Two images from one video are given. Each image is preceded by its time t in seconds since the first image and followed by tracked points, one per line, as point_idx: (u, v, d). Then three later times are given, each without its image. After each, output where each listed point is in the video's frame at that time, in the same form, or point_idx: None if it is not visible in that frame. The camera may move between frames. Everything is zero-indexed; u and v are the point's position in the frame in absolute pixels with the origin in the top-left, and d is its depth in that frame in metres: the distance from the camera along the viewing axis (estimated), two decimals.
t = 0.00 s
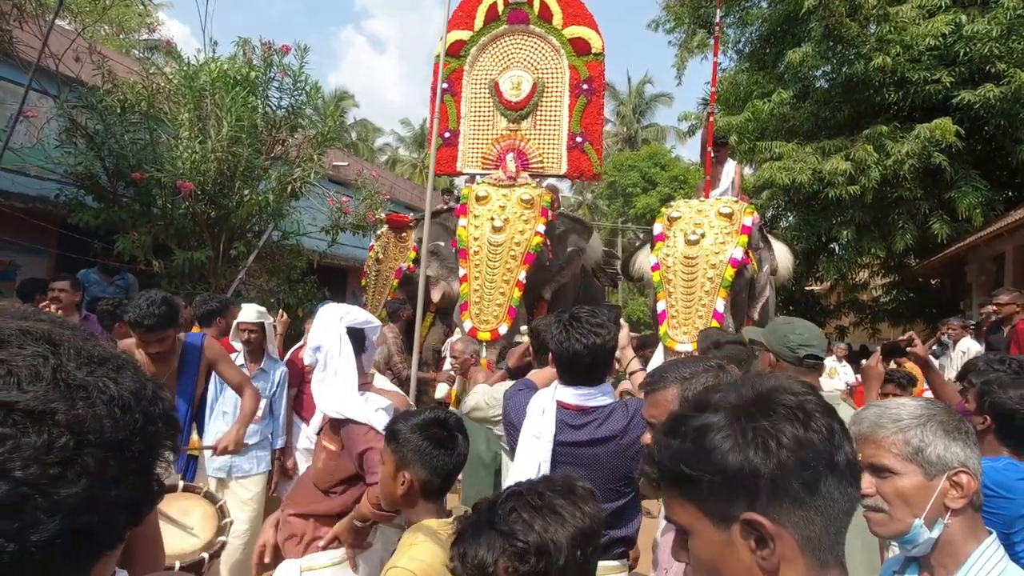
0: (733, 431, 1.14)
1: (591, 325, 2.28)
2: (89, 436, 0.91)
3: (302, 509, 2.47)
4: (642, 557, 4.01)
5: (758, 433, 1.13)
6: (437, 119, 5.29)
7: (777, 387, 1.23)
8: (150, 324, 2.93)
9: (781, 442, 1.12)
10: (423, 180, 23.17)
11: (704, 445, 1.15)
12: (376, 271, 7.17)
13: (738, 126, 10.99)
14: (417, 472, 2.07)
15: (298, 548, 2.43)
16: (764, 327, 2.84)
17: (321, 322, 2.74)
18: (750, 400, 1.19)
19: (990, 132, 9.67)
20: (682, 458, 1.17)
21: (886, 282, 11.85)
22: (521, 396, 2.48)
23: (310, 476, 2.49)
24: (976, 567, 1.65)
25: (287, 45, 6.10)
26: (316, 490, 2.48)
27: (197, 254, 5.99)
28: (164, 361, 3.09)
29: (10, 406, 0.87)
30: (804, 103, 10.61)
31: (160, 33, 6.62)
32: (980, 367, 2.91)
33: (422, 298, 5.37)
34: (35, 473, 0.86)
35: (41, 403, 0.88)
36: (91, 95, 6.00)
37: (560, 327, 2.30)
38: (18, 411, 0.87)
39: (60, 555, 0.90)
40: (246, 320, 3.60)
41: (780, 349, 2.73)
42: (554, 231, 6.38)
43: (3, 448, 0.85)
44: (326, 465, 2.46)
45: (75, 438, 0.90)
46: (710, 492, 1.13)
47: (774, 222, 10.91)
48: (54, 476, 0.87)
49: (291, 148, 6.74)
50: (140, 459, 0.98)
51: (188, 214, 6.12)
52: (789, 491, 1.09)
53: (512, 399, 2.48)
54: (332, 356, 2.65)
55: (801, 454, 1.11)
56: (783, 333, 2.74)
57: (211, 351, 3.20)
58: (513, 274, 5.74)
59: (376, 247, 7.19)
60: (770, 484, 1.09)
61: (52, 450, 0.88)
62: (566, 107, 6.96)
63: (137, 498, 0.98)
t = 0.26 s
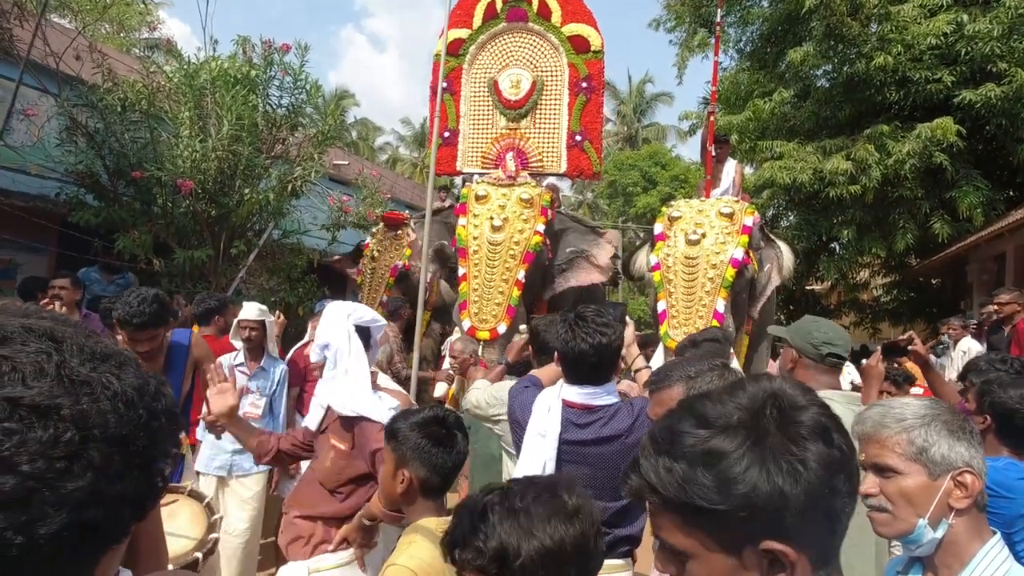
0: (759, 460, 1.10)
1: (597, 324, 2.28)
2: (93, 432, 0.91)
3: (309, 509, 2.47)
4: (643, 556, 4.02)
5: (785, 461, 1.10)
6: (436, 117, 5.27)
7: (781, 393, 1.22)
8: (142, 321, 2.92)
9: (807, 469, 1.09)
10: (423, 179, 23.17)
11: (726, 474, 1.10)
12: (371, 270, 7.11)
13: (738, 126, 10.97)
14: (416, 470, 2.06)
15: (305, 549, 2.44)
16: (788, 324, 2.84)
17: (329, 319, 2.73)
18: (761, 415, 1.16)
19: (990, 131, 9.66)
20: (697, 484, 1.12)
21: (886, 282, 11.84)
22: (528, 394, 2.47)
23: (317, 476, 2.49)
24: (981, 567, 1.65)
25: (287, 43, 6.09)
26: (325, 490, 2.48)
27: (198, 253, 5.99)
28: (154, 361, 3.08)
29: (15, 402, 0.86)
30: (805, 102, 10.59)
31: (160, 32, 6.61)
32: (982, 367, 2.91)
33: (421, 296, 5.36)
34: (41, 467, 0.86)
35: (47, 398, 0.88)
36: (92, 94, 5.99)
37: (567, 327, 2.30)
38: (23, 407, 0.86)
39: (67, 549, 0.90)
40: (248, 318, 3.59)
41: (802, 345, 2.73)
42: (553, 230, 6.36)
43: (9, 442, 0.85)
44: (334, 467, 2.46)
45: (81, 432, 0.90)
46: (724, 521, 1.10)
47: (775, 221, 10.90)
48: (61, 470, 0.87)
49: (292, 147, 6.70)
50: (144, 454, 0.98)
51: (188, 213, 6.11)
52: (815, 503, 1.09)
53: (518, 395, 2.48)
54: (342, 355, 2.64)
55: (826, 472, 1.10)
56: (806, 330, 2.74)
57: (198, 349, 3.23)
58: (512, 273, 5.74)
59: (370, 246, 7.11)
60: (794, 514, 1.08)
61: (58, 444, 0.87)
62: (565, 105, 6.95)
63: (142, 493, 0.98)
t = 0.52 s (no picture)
0: (763, 480, 1.10)
1: (600, 324, 2.28)
2: (98, 427, 0.91)
3: (312, 510, 2.46)
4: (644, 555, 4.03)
5: (788, 481, 1.10)
6: (436, 116, 5.27)
7: (780, 406, 1.23)
8: (147, 329, 2.92)
9: (810, 488, 1.10)
10: (424, 178, 23.17)
11: (728, 497, 1.09)
12: (368, 268, 7.10)
13: (739, 125, 10.97)
14: (416, 469, 2.06)
15: (307, 551, 2.43)
16: (797, 324, 2.83)
17: (335, 318, 2.73)
18: (762, 432, 1.17)
19: (992, 131, 9.64)
20: (697, 506, 1.11)
21: (888, 281, 11.82)
22: (532, 391, 2.47)
23: (321, 475, 2.48)
24: (983, 567, 1.64)
25: (287, 42, 6.08)
26: (329, 491, 2.47)
27: (198, 252, 5.99)
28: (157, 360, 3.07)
29: (20, 398, 0.87)
30: (806, 102, 10.58)
31: (161, 31, 6.61)
32: (983, 366, 2.90)
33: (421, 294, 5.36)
34: (46, 462, 0.86)
35: (51, 394, 0.88)
36: (92, 93, 6.00)
37: (569, 327, 2.30)
38: (28, 402, 0.87)
39: (72, 543, 0.90)
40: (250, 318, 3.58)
41: (812, 345, 2.73)
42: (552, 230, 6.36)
43: (15, 437, 0.85)
44: (340, 467, 2.46)
45: (85, 428, 0.90)
46: (723, 543, 1.09)
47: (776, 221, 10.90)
48: (67, 463, 0.88)
49: (292, 146, 6.67)
50: (147, 449, 0.98)
51: (189, 212, 6.11)
52: (822, 516, 1.10)
53: (522, 393, 2.48)
54: (350, 356, 2.62)
55: (827, 487, 1.12)
56: (817, 329, 2.74)
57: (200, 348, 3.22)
58: (511, 273, 5.73)
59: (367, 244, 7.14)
60: (795, 533, 1.08)
61: (63, 439, 0.88)
62: (565, 104, 6.94)
63: (146, 488, 0.99)
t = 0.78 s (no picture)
0: (777, 483, 1.10)
1: (602, 323, 2.28)
2: (102, 425, 0.91)
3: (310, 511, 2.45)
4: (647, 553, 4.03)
5: (802, 484, 1.10)
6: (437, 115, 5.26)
7: (794, 407, 1.23)
8: (161, 333, 2.94)
9: (824, 491, 1.11)
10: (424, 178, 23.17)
11: (742, 500, 1.09)
12: (365, 266, 7.11)
13: (740, 125, 10.96)
14: (417, 468, 2.06)
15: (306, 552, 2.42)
16: (794, 325, 2.83)
17: (336, 317, 2.73)
18: (776, 435, 1.17)
19: (993, 130, 9.63)
20: (709, 509, 1.11)
21: (889, 281, 11.81)
22: (535, 390, 2.47)
23: (321, 476, 2.48)
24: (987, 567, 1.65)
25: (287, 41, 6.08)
26: (329, 492, 2.46)
27: (199, 252, 5.98)
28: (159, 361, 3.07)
29: (24, 396, 0.87)
30: (807, 102, 10.57)
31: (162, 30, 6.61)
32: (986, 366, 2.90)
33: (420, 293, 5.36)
34: (51, 460, 0.86)
35: (55, 392, 0.88)
36: (93, 92, 5.99)
37: (569, 328, 2.29)
38: (32, 401, 0.87)
39: (76, 541, 0.90)
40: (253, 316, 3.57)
41: (810, 345, 2.73)
42: (553, 229, 6.35)
43: (21, 436, 0.85)
44: (341, 469, 2.46)
45: (89, 426, 0.90)
46: (735, 546, 1.09)
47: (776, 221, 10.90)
48: (72, 459, 0.88)
49: (293, 145, 6.66)
50: (150, 447, 0.98)
51: (189, 211, 6.11)
52: (836, 518, 1.11)
53: (524, 392, 2.47)
54: (350, 355, 2.62)
55: (841, 490, 1.12)
56: (815, 330, 2.74)
57: (205, 351, 3.16)
58: (510, 273, 5.73)
59: (365, 242, 7.18)
60: (807, 537, 1.09)
61: (67, 437, 0.88)
62: (565, 104, 6.93)
63: (149, 485, 0.99)
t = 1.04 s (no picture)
0: (783, 480, 1.10)
1: (604, 324, 2.27)
2: (104, 423, 0.91)
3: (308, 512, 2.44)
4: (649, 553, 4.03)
5: (809, 482, 1.10)
6: (437, 114, 5.25)
7: (802, 406, 1.22)
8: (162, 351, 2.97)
9: (831, 489, 1.10)
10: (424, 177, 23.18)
11: (747, 496, 1.09)
12: (364, 264, 7.15)
13: (740, 124, 10.96)
14: (417, 467, 2.06)
15: (304, 554, 2.40)
16: (789, 326, 2.84)
17: (336, 318, 2.77)
18: (784, 432, 1.16)
19: (993, 130, 9.63)
20: (715, 504, 1.11)
21: (888, 281, 11.81)
22: (535, 390, 2.46)
23: (319, 479, 2.46)
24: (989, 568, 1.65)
25: (288, 40, 6.08)
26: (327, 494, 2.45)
27: (199, 251, 5.98)
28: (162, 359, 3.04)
29: (26, 395, 0.87)
30: (807, 101, 10.58)
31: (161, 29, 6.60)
32: (986, 366, 2.90)
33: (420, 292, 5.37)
34: (53, 458, 0.86)
35: (57, 391, 0.88)
36: (93, 91, 5.99)
37: (571, 329, 2.29)
38: (35, 399, 0.87)
39: (80, 538, 0.90)
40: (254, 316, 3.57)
41: (807, 346, 2.74)
42: (552, 228, 6.35)
43: (23, 434, 0.85)
44: (338, 470, 2.44)
45: (91, 424, 0.90)
46: (741, 542, 1.09)
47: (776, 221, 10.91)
48: (74, 457, 0.88)
49: (293, 144, 6.67)
50: (152, 445, 0.99)
51: (189, 210, 6.10)
52: (843, 517, 1.11)
53: (525, 393, 2.47)
54: (347, 356, 2.65)
55: (849, 489, 1.12)
56: (810, 331, 2.75)
57: (208, 351, 3.20)
58: (509, 272, 5.73)
59: (364, 240, 7.23)
60: (813, 535, 1.08)
61: (69, 435, 0.88)
62: (565, 103, 6.93)
63: (151, 483, 0.99)
